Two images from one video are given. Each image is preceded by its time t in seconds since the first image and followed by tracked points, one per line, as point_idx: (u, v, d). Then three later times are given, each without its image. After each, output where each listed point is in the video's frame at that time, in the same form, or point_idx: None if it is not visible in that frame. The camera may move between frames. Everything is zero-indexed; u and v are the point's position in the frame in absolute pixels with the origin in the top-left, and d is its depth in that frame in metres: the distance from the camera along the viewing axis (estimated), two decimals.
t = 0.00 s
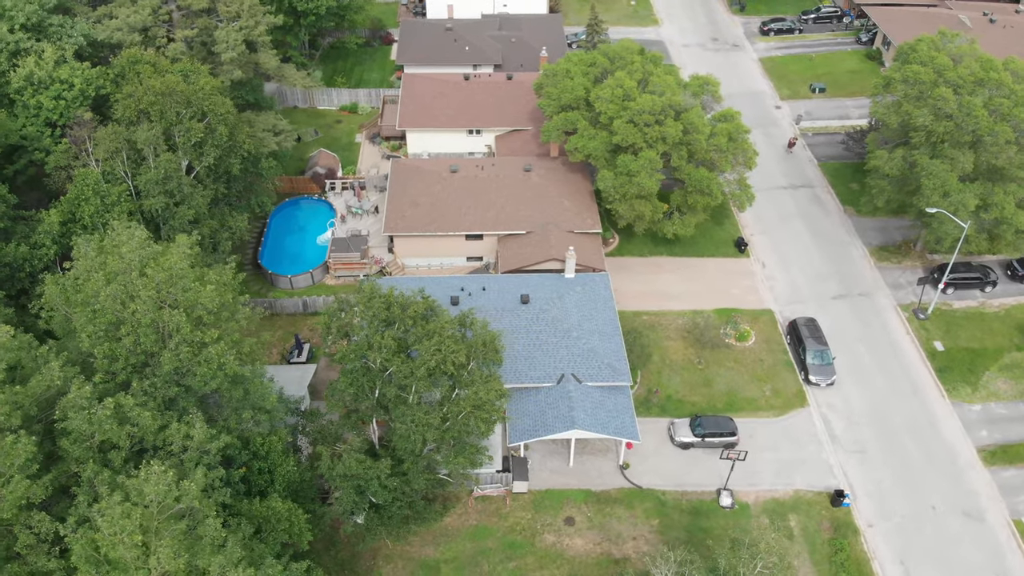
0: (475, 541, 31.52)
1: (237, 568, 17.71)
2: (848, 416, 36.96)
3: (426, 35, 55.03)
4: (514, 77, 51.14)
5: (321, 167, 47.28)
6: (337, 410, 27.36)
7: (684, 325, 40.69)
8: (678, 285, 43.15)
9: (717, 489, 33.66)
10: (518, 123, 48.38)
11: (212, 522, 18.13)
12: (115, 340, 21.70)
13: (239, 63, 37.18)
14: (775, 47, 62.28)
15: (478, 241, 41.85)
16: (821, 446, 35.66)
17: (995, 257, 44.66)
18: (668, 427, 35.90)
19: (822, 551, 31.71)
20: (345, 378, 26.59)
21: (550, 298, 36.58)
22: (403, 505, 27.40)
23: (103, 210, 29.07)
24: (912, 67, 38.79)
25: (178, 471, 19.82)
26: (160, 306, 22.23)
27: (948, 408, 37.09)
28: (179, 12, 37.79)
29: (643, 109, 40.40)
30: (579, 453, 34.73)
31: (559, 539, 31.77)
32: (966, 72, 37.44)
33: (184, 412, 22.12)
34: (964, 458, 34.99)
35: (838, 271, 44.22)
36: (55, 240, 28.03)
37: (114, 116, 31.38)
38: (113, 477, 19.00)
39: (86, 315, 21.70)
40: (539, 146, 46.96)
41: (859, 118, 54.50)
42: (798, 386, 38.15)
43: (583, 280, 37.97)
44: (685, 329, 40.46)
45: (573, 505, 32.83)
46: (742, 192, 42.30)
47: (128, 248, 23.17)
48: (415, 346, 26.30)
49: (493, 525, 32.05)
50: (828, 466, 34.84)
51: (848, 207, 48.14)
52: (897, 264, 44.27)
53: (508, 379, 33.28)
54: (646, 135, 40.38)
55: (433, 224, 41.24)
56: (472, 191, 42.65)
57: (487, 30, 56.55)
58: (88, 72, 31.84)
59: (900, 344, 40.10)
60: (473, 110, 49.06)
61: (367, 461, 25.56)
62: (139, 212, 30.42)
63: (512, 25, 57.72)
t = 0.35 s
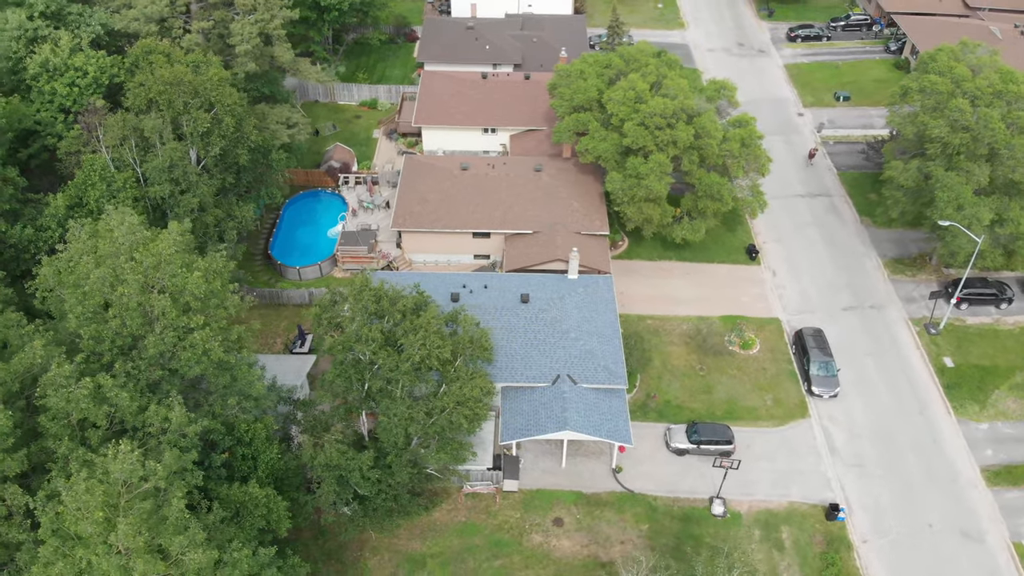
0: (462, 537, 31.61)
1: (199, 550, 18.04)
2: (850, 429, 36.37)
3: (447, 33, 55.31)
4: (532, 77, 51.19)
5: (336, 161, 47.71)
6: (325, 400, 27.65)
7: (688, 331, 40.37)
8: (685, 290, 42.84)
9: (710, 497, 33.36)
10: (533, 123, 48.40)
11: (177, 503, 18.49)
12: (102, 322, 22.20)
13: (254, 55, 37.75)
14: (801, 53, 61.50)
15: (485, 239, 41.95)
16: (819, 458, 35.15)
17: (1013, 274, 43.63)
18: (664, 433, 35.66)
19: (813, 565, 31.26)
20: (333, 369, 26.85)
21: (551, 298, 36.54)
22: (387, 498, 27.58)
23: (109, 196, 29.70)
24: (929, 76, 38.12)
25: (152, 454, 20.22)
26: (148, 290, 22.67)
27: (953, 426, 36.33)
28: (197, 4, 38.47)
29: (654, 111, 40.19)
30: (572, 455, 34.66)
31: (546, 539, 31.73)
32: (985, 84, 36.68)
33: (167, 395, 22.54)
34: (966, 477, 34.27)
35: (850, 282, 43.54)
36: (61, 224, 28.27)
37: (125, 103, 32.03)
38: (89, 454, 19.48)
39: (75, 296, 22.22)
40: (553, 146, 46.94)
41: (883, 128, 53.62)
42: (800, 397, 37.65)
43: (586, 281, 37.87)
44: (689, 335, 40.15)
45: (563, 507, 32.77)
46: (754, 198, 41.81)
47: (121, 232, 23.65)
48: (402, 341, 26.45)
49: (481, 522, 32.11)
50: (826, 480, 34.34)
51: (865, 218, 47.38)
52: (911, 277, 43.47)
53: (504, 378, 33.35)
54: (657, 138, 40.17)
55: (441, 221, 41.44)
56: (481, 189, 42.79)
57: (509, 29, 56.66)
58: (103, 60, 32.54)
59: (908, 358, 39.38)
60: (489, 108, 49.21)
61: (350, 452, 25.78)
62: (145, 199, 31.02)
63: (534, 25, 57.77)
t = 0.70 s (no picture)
0: (451, 533, 31.73)
1: (167, 530, 18.34)
2: (851, 442, 35.86)
3: (468, 32, 55.57)
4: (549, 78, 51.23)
5: (350, 156, 48.19)
6: (316, 391, 27.95)
7: (692, 336, 40.12)
8: (691, 295, 42.56)
9: (703, 504, 33.09)
10: (547, 123, 48.41)
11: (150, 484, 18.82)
12: (93, 305, 22.69)
13: (267, 49, 38.29)
14: (826, 60, 60.75)
15: (492, 238, 42.05)
16: (817, 470, 34.69)
17: None
18: (660, 438, 35.44)
19: None
20: (323, 361, 27.11)
21: (551, 298, 36.51)
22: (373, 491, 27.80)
23: (116, 183, 30.27)
24: (945, 87, 37.52)
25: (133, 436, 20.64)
26: (139, 275, 23.14)
27: (958, 443, 35.66)
28: None
29: (664, 115, 40.01)
30: (567, 456, 34.62)
31: (534, 539, 31.71)
32: (1002, 95, 35.98)
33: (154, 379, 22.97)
34: (968, 496, 33.60)
35: (861, 294, 42.91)
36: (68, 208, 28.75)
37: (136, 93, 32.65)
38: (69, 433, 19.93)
39: (68, 279, 22.75)
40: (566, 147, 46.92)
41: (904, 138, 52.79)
42: (801, 407, 37.20)
43: (588, 283, 37.77)
44: (693, 341, 39.87)
45: (553, 507, 32.73)
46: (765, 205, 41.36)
47: (117, 218, 24.14)
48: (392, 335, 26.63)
49: (471, 519, 32.20)
50: (823, 492, 33.87)
51: (880, 228, 46.68)
52: (924, 290, 42.74)
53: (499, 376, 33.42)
54: (667, 141, 40.00)
55: (449, 218, 41.64)
56: (490, 188, 42.94)
57: (530, 30, 56.74)
58: (117, 50, 33.22)
59: (916, 373, 38.71)
60: (504, 108, 49.32)
61: (335, 443, 26.02)
62: (152, 188, 31.65)
63: (555, 26, 57.80)
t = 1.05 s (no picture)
0: (440, 527, 31.90)
1: (138, 507, 18.77)
2: (851, 455, 35.32)
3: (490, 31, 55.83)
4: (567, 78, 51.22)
5: (366, 151, 48.63)
6: (308, 380, 28.34)
7: (696, 342, 39.83)
8: (699, 301, 42.26)
9: (695, 510, 32.82)
10: (563, 123, 48.39)
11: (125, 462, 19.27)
12: (85, 286, 23.23)
13: (283, 43, 38.83)
14: (853, 68, 59.85)
15: (500, 236, 42.16)
16: (815, 482, 34.23)
17: None
18: (656, 442, 35.23)
19: None
20: (315, 350, 27.44)
21: (552, 298, 36.50)
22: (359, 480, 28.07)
23: (125, 169, 30.89)
24: (962, 97, 36.86)
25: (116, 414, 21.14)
26: (132, 259, 23.64)
27: (961, 460, 34.95)
28: None
29: (676, 118, 39.77)
30: (560, 456, 34.59)
31: (522, 537, 31.74)
32: (1020, 107, 35.20)
33: (142, 360, 23.45)
34: (968, 514, 32.91)
35: (872, 305, 42.23)
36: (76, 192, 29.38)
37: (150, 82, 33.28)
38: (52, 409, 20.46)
39: (63, 260, 23.32)
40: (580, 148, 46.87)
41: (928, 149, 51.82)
42: (803, 418, 36.74)
43: (591, 284, 37.70)
44: (696, 346, 39.58)
45: (544, 506, 32.73)
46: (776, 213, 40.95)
47: (115, 203, 24.66)
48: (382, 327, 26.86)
49: (461, 514, 32.34)
50: (818, 504, 33.41)
51: (897, 240, 45.90)
52: (937, 304, 41.95)
53: (496, 373, 33.53)
54: (678, 145, 39.78)
55: (458, 215, 41.85)
56: (501, 186, 43.08)
57: (552, 31, 56.79)
58: (134, 39, 33.94)
59: (924, 387, 38.01)
60: (521, 107, 49.46)
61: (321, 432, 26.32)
62: (161, 175, 32.30)
63: (579, 27, 57.84)
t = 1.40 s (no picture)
0: (430, 522, 32.06)
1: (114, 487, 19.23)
2: (851, 467, 34.83)
3: (510, 32, 56.07)
4: (584, 80, 51.25)
5: (381, 148, 49.05)
6: (301, 371, 28.68)
7: (699, 348, 39.56)
8: (705, 307, 41.99)
9: (687, 517, 32.59)
10: (577, 125, 48.39)
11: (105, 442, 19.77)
12: (81, 270, 23.74)
13: (297, 38, 39.33)
14: (878, 77, 59.04)
15: (507, 236, 42.25)
16: (812, 493, 33.80)
17: None
18: (652, 447, 35.04)
19: None
20: (308, 341, 27.76)
21: (553, 299, 36.51)
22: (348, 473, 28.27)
23: (133, 158, 31.48)
24: (977, 108, 36.52)
25: (103, 397, 21.64)
26: (128, 245, 24.10)
27: (964, 478, 34.32)
28: None
29: (686, 122, 39.60)
30: (555, 456, 34.57)
31: (511, 536, 31.78)
32: None
33: (134, 344, 23.93)
34: (968, 533, 32.30)
35: (882, 317, 41.62)
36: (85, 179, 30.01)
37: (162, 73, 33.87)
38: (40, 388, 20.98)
39: (61, 245, 23.85)
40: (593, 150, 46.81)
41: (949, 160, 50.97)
42: (803, 428, 36.32)
43: (594, 286, 37.65)
44: (699, 352, 39.32)
45: (535, 506, 32.75)
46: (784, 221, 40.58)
47: (114, 190, 25.15)
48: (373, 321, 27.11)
49: (452, 510, 32.47)
50: (814, 516, 32.97)
51: (912, 252, 45.20)
52: (949, 318, 41.22)
53: (493, 372, 33.63)
54: (688, 149, 39.60)
55: (466, 214, 42.04)
56: (510, 186, 43.21)
57: (573, 33, 56.88)
58: (149, 31, 34.59)
59: (930, 402, 37.38)
60: (536, 108, 49.54)
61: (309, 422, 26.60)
62: (169, 165, 32.89)
63: (599, 29, 57.85)
